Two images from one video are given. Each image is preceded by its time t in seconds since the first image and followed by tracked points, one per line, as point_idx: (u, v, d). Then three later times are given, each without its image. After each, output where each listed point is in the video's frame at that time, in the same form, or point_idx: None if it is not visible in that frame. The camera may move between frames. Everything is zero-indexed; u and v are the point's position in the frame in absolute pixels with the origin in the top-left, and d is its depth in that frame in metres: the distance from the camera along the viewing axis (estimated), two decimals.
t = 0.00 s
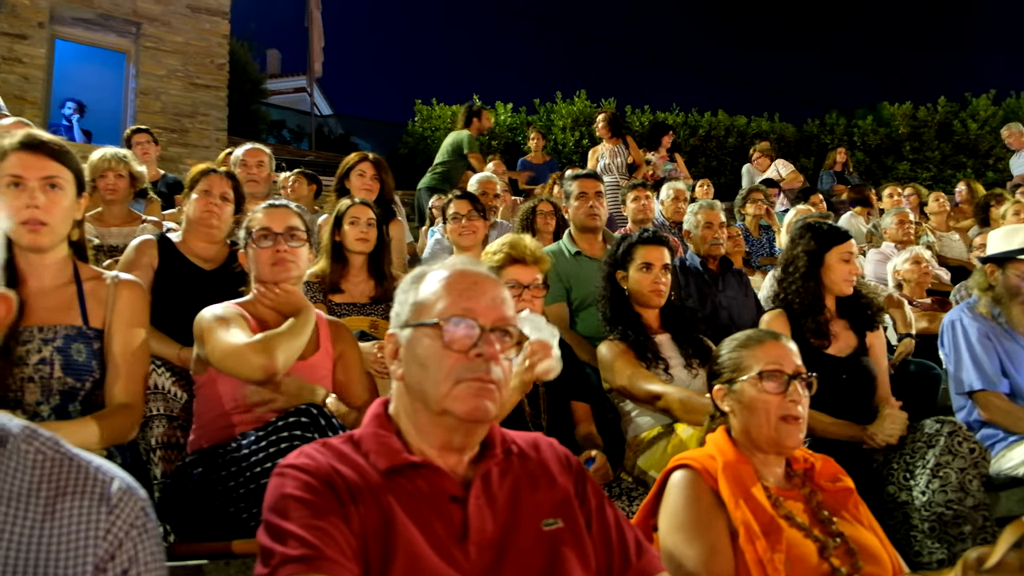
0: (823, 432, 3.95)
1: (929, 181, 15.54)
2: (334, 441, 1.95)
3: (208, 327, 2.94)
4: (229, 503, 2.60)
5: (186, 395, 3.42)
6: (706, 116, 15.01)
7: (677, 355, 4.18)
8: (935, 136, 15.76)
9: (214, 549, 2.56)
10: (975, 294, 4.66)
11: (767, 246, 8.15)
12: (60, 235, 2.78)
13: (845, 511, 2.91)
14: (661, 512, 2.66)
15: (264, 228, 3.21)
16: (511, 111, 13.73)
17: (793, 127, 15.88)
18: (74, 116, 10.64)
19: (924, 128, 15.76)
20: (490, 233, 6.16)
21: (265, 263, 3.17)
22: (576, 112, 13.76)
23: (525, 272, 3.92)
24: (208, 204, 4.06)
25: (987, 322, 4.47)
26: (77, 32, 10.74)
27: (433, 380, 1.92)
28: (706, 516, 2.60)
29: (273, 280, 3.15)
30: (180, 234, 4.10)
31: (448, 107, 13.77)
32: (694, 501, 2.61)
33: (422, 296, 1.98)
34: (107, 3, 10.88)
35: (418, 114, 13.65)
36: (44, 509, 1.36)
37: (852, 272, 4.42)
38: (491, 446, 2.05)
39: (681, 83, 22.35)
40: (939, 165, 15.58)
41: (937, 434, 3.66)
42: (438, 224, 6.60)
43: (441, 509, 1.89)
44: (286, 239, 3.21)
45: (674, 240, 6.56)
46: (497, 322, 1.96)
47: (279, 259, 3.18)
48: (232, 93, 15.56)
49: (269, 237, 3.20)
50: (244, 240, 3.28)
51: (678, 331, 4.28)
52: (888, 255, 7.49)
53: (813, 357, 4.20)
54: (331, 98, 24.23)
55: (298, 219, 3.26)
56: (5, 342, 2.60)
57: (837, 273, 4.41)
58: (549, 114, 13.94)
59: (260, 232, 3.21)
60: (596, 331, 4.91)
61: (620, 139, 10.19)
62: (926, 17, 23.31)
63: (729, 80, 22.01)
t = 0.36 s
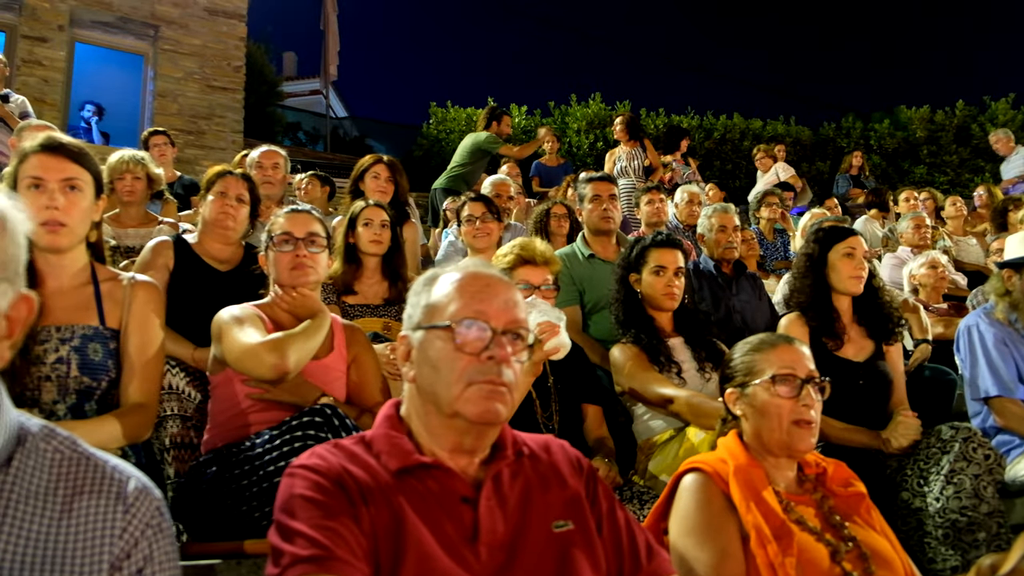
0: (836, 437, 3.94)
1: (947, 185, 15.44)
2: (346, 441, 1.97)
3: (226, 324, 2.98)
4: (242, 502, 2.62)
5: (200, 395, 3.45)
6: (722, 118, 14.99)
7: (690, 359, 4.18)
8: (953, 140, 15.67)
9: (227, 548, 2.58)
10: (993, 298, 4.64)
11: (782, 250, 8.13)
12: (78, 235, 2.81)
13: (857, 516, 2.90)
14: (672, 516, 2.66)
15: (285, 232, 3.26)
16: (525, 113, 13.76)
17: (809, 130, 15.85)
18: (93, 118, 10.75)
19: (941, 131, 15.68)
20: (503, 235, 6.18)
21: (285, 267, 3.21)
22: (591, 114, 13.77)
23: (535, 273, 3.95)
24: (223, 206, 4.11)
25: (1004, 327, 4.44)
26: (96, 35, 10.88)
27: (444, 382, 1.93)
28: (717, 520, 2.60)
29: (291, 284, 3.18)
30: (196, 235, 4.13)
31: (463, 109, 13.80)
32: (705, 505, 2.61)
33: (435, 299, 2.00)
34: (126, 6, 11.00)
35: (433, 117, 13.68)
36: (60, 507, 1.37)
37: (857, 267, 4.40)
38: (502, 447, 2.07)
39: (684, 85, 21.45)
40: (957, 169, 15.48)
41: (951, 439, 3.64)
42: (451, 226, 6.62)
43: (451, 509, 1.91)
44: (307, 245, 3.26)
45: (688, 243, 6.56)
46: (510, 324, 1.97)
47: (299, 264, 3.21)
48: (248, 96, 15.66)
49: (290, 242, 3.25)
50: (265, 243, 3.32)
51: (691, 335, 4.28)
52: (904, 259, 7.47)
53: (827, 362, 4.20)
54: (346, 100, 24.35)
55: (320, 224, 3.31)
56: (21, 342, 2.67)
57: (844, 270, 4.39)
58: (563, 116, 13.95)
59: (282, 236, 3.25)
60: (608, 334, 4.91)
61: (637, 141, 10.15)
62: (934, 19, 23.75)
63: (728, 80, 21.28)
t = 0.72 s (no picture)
0: (840, 437, 3.94)
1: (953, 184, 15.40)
2: (351, 441, 1.99)
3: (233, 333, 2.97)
4: (248, 501, 2.64)
5: (205, 396, 3.47)
6: (726, 118, 15.00)
7: (694, 359, 4.19)
8: (958, 138, 15.65)
9: (233, 549, 2.60)
10: (998, 297, 4.63)
11: (787, 249, 8.13)
12: (85, 237, 2.83)
13: (862, 515, 2.91)
14: (676, 515, 2.66)
15: (293, 234, 3.26)
16: (530, 114, 13.78)
17: (814, 129, 15.85)
18: (99, 122, 10.81)
19: (947, 130, 15.65)
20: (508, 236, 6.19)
21: (290, 267, 3.22)
22: (596, 115, 13.78)
23: (535, 275, 3.97)
24: (229, 207, 4.13)
25: (1009, 325, 4.43)
26: (102, 38, 10.94)
27: (447, 382, 1.94)
28: (720, 519, 2.61)
29: (297, 285, 3.21)
30: (201, 237, 4.15)
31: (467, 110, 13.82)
32: (709, 505, 2.62)
33: (438, 300, 2.01)
34: (131, 9, 11.04)
35: (438, 118, 13.70)
36: (67, 509, 1.39)
37: (863, 263, 4.41)
38: (506, 446, 2.08)
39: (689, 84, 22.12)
40: (963, 167, 15.44)
41: (957, 439, 3.62)
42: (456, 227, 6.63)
43: (456, 508, 1.92)
44: (314, 247, 3.27)
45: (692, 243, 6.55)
46: (512, 324, 1.98)
47: (305, 264, 3.23)
48: (253, 98, 15.71)
49: (297, 243, 3.26)
50: (271, 244, 3.33)
51: (696, 334, 4.28)
52: (910, 258, 7.46)
53: (832, 361, 4.19)
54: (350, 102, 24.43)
55: (327, 227, 3.31)
56: (27, 344, 2.69)
57: (850, 267, 4.41)
58: (568, 117, 13.96)
59: (289, 237, 3.26)
60: (613, 334, 4.92)
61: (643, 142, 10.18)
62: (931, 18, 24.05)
63: (731, 79, 21.62)
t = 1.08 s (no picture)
0: (842, 437, 3.94)
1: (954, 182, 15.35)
2: (352, 442, 1.99)
3: (241, 350, 2.96)
4: (250, 502, 2.64)
5: (208, 398, 3.49)
6: (727, 118, 15.00)
7: (696, 359, 4.19)
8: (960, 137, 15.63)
9: (237, 550, 2.61)
10: (1000, 296, 4.63)
11: (788, 248, 8.12)
12: (87, 239, 2.84)
13: (864, 515, 2.91)
14: (678, 516, 2.67)
15: (296, 235, 3.27)
16: (530, 115, 13.79)
17: (815, 129, 15.86)
18: (101, 125, 10.82)
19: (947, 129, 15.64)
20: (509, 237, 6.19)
21: (295, 269, 3.24)
22: (596, 116, 13.78)
23: (534, 274, 3.99)
24: (230, 209, 4.13)
25: (1012, 324, 4.42)
26: (104, 41, 10.97)
27: (449, 382, 1.95)
28: (723, 520, 2.61)
29: (301, 286, 3.22)
30: (203, 239, 4.16)
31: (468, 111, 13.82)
32: (711, 505, 2.62)
33: (440, 301, 2.01)
34: (132, 12, 11.06)
35: (438, 119, 13.71)
36: (67, 511, 1.39)
37: (866, 262, 4.41)
38: (508, 448, 2.08)
39: (691, 86, 21.96)
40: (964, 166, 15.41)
41: (959, 438, 3.62)
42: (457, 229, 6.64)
43: (458, 509, 1.92)
44: (318, 248, 3.28)
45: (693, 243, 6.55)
46: (514, 325, 1.98)
47: (310, 266, 3.25)
48: (254, 100, 15.72)
49: (299, 244, 3.27)
50: (270, 245, 3.33)
51: (698, 334, 4.29)
52: (911, 257, 7.46)
53: (834, 361, 4.19)
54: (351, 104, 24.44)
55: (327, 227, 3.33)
56: (28, 345, 2.71)
57: (853, 266, 4.40)
58: (569, 118, 13.96)
59: (291, 238, 3.27)
60: (615, 334, 4.92)
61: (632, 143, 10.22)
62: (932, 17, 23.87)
63: (732, 79, 21.90)
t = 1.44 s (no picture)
0: (836, 438, 3.95)
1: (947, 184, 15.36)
2: (346, 443, 1.99)
3: (225, 352, 2.95)
4: (243, 504, 2.64)
5: (201, 399, 3.48)
6: (721, 119, 15.04)
7: (690, 360, 4.19)
8: (953, 139, 15.66)
9: (230, 550, 2.58)
10: (992, 298, 4.64)
11: (781, 250, 8.13)
12: (79, 239, 2.83)
13: (857, 515, 2.91)
14: (671, 517, 2.67)
15: (280, 239, 3.28)
16: (524, 116, 13.80)
17: (808, 130, 15.92)
18: (94, 125, 10.78)
19: (941, 131, 15.65)
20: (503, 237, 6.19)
21: (279, 273, 3.22)
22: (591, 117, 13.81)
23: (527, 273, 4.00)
24: (224, 210, 4.13)
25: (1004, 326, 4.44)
26: (97, 42, 10.95)
27: (444, 383, 1.94)
28: (716, 520, 2.61)
29: (286, 291, 3.20)
30: (196, 240, 4.15)
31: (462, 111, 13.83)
32: (704, 505, 2.62)
33: (434, 301, 2.01)
34: (125, 13, 11.03)
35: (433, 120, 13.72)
36: (59, 512, 1.38)
37: (859, 262, 4.42)
38: (502, 449, 2.08)
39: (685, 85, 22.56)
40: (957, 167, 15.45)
41: (952, 439, 3.62)
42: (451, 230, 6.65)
43: (451, 511, 1.92)
44: (302, 251, 3.28)
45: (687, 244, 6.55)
46: (509, 325, 1.98)
47: (294, 270, 3.23)
48: (247, 101, 15.70)
49: (284, 247, 3.27)
50: (258, 247, 3.34)
51: (691, 335, 4.29)
52: (904, 258, 7.48)
53: (827, 361, 4.19)
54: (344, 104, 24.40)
55: (314, 229, 3.33)
56: (19, 346, 2.70)
57: (846, 265, 4.41)
58: (563, 119, 13.99)
59: (276, 241, 3.28)
60: (609, 335, 4.92)
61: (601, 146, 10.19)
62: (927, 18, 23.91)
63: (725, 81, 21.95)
